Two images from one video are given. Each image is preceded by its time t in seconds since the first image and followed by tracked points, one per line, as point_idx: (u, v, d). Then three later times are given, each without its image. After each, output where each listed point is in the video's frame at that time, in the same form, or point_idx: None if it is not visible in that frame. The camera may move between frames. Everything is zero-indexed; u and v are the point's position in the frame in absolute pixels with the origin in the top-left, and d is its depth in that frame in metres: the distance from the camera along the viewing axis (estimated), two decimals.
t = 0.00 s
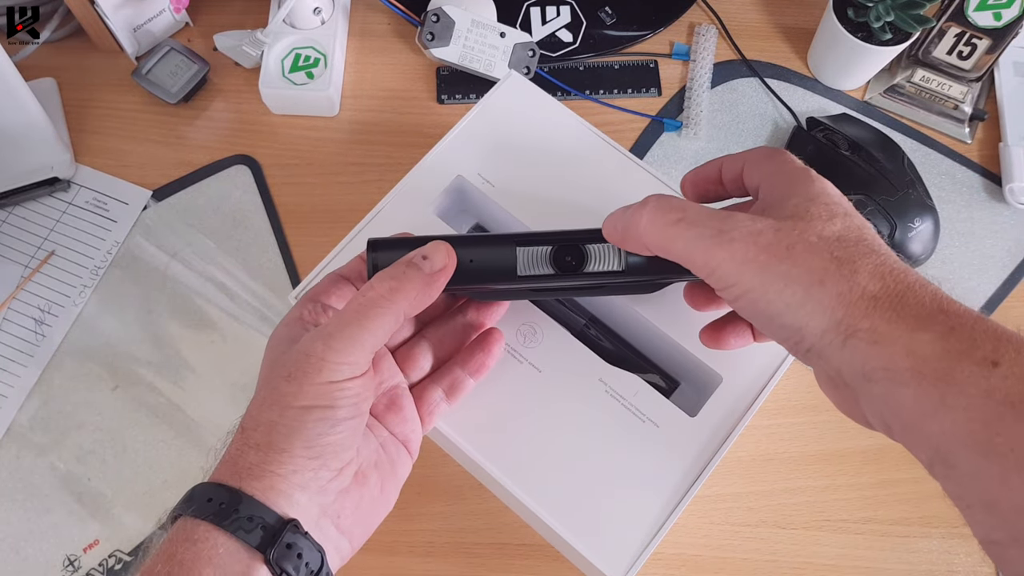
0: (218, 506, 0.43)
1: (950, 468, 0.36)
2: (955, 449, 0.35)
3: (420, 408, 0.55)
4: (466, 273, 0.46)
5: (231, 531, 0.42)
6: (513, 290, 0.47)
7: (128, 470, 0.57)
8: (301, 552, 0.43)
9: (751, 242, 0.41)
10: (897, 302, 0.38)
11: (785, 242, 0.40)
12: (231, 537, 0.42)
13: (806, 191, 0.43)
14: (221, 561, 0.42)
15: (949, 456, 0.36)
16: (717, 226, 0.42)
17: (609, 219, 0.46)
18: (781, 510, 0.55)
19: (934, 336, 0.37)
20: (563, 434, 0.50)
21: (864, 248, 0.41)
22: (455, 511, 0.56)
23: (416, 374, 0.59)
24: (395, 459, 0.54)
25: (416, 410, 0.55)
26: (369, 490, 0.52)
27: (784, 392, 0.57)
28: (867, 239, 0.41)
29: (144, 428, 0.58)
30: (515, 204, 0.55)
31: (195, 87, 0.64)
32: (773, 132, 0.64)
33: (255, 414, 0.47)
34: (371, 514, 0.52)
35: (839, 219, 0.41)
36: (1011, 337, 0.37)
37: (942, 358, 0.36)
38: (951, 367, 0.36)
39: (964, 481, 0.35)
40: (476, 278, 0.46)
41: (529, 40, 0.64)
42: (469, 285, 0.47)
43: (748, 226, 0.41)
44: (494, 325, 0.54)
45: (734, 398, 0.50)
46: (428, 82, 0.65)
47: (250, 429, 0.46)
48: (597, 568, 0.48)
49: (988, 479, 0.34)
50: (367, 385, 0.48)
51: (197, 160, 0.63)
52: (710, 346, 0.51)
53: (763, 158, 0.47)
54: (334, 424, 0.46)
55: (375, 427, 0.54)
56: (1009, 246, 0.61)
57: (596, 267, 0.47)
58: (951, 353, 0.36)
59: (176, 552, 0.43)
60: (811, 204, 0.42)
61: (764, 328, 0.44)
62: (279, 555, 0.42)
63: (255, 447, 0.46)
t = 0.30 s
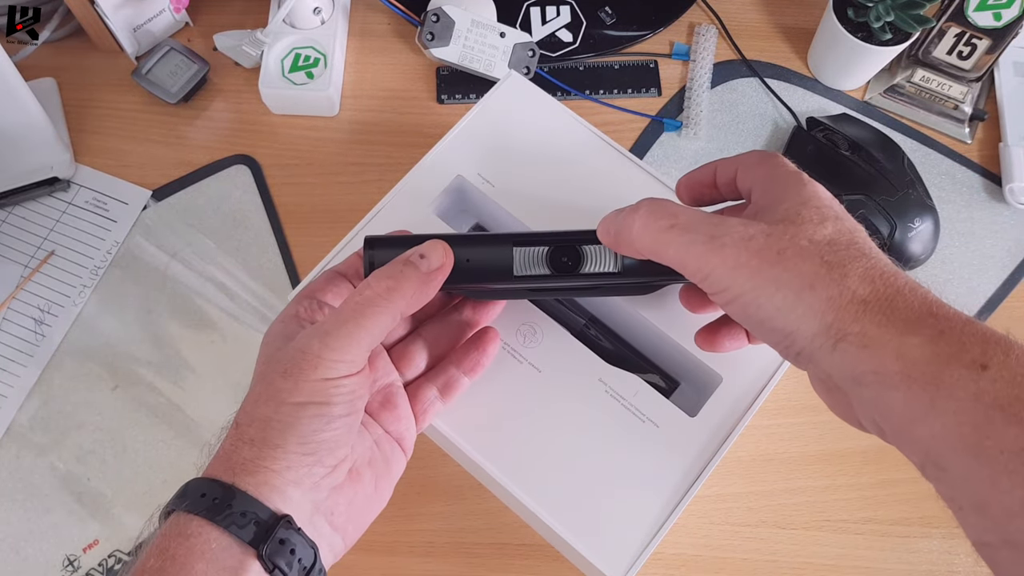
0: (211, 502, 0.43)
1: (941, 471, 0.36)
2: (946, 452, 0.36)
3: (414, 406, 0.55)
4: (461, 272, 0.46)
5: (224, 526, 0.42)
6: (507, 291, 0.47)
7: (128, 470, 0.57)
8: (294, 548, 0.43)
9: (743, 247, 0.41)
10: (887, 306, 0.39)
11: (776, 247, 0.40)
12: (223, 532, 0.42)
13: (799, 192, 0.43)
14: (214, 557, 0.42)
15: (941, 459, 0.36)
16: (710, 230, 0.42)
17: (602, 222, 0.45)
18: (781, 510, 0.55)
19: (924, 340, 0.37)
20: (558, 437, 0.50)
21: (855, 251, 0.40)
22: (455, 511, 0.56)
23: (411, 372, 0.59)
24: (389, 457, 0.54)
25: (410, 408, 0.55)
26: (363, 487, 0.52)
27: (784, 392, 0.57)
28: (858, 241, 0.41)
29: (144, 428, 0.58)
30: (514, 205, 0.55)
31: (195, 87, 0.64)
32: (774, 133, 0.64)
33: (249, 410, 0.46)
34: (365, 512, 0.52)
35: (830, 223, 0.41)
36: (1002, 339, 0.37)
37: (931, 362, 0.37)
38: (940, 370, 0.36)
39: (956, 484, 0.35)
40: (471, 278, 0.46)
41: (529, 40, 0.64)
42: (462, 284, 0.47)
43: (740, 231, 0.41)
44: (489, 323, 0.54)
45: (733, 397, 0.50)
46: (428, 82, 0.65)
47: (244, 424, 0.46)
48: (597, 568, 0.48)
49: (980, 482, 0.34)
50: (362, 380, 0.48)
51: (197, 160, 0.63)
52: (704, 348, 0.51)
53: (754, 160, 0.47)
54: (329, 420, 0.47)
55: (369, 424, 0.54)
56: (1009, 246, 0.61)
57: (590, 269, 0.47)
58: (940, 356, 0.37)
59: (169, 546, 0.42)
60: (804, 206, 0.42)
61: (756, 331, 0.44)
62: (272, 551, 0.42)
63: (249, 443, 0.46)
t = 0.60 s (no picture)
0: (208, 502, 0.43)
1: (934, 479, 0.36)
2: (937, 461, 0.36)
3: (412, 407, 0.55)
4: (457, 275, 0.46)
5: (220, 527, 0.42)
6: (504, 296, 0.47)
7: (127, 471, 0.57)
8: (290, 549, 0.43)
9: (733, 258, 0.41)
10: (877, 315, 0.38)
11: (766, 257, 0.41)
12: (219, 532, 0.42)
13: (793, 194, 0.42)
14: (211, 557, 0.42)
15: (934, 469, 0.36)
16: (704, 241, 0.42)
17: (600, 226, 0.45)
18: (781, 510, 0.55)
19: (914, 350, 0.37)
20: (554, 441, 0.50)
21: (847, 258, 0.40)
22: (455, 511, 0.56)
23: (408, 373, 0.59)
24: (386, 458, 0.54)
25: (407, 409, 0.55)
26: (360, 487, 0.52)
27: (783, 392, 0.57)
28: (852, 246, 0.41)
29: (143, 428, 0.58)
30: (514, 205, 0.55)
31: (195, 87, 0.64)
32: (774, 133, 0.64)
33: (248, 410, 0.46)
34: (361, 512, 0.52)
35: (823, 228, 0.41)
36: (996, 347, 0.36)
37: (921, 372, 0.36)
38: (931, 381, 0.36)
39: (950, 492, 0.36)
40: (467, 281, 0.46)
41: (529, 40, 0.64)
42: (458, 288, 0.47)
43: (731, 243, 0.41)
44: (486, 324, 0.54)
45: (734, 398, 0.50)
46: (428, 82, 0.65)
47: (241, 425, 0.46)
48: (597, 568, 0.48)
49: (972, 491, 0.34)
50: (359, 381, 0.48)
51: (198, 160, 0.63)
52: (704, 348, 0.51)
53: (750, 162, 0.46)
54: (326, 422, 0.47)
55: (365, 424, 0.54)
56: (1009, 246, 0.61)
57: (585, 274, 0.47)
58: (930, 367, 0.36)
59: (165, 546, 0.42)
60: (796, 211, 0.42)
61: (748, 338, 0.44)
62: (268, 551, 0.43)
63: (246, 444, 0.46)
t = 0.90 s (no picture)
0: (202, 504, 0.43)
1: (934, 479, 0.37)
2: (936, 462, 0.36)
3: (409, 406, 0.55)
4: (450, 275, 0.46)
5: (214, 528, 0.42)
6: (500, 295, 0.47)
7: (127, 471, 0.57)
8: (284, 550, 0.43)
9: (726, 266, 0.41)
10: (872, 317, 0.39)
11: (758, 262, 0.41)
12: (213, 533, 0.42)
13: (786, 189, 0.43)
14: (205, 558, 0.42)
15: (933, 469, 0.37)
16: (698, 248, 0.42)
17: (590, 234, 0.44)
18: (781, 510, 0.55)
19: (910, 351, 0.37)
20: (552, 445, 0.49)
21: (841, 257, 0.40)
22: (455, 511, 0.56)
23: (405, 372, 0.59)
24: (383, 458, 0.54)
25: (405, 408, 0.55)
26: (355, 489, 0.52)
27: (783, 392, 0.57)
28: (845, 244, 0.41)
29: (143, 428, 0.58)
30: (514, 205, 0.55)
31: (195, 87, 0.64)
32: (774, 133, 0.64)
33: (245, 411, 0.46)
34: (357, 514, 0.51)
35: (816, 224, 0.41)
36: (991, 344, 0.37)
37: (919, 374, 0.37)
38: (929, 383, 0.36)
39: (947, 491, 0.36)
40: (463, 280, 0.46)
41: (529, 40, 0.64)
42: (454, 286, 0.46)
43: (721, 250, 0.41)
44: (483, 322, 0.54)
45: (734, 398, 0.50)
46: (428, 82, 0.65)
47: (237, 427, 0.46)
48: (596, 568, 0.48)
49: (971, 491, 0.35)
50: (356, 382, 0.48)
51: (198, 160, 0.63)
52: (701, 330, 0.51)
53: (747, 147, 0.47)
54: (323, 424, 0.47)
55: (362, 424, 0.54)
56: (1009, 245, 0.61)
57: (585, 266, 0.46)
58: (927, 368, 0.37)
59: (161, 548, 0.43)
60: (791, 207, 0.42)
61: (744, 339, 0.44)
62: (262, 552, 0.42)
63: (241, 446, 0.46)
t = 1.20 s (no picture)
0: (185, 507, 0.44)
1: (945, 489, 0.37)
2: (959, 478, 0.36)
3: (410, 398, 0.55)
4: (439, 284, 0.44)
5: (197, 530, 0.43)
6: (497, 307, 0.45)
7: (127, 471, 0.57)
8: (269, 550, 0.44)
9: (745, 285, 0.41)
10: (895, 334, 0.38)
11: (776, 283, 0.40)
12: (196, 535, 0.43)
13: (790, 204, 0.43)
14: (189, 560, 0.43)
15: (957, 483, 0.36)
16: (712, 268, 0.41)
17: (590, 250, 0.43)
18: (781, 510, 0.55)
19: (933, 368, 0.37)
20: (551, 448, 0.49)
21: (856, 275, 0.40)
22: (456, 511, 0.56)
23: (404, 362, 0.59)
24: (379, 454, 0.54)
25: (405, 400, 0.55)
26: (345, 489, 0.51)
27: (783, 392, 0.57)
28: (854, 261, 0.41)
29: (142, 429, 0.58)
30: (514, 205, 0.55)
31: (195, 87, 0.64)
32: (774, 132, 0.64)
33: (225, 417, 0.47)
34: (346, 515, 0.51)
35: (824, 242, 0.41)
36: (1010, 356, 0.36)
37: (941, 390, 0.36)
38: (951, 399, 0.36)
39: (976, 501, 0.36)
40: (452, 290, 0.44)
41: (529, 40, 0.64)
42: (445, 294, 0.44)
43: (737, 268, 0.41)
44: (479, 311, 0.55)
45: (734, 399, 0.50)
46: (428, 82, 0.65)
47: (218, 431, 0.47)
48: (596, 568, 0.48)
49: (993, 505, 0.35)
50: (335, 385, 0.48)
51: (198, 160, 0.63)
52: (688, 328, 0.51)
53: (737, 155, 0.47)
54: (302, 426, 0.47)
55: (358, 419, 0.54)
56: (1009, 246, 0.61)
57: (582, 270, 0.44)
58: (951, 384, 0.36)
59: (146, 551, 0.43)
60: (798, 223, 0.42)
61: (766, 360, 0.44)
62: (246, 552, 0.43)
63: (220, 450, 0.47)
